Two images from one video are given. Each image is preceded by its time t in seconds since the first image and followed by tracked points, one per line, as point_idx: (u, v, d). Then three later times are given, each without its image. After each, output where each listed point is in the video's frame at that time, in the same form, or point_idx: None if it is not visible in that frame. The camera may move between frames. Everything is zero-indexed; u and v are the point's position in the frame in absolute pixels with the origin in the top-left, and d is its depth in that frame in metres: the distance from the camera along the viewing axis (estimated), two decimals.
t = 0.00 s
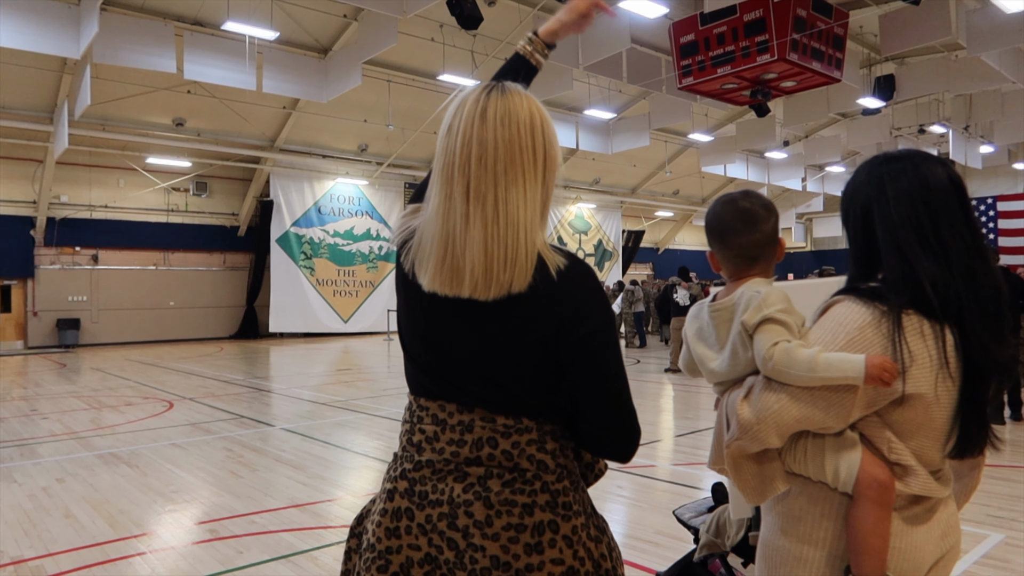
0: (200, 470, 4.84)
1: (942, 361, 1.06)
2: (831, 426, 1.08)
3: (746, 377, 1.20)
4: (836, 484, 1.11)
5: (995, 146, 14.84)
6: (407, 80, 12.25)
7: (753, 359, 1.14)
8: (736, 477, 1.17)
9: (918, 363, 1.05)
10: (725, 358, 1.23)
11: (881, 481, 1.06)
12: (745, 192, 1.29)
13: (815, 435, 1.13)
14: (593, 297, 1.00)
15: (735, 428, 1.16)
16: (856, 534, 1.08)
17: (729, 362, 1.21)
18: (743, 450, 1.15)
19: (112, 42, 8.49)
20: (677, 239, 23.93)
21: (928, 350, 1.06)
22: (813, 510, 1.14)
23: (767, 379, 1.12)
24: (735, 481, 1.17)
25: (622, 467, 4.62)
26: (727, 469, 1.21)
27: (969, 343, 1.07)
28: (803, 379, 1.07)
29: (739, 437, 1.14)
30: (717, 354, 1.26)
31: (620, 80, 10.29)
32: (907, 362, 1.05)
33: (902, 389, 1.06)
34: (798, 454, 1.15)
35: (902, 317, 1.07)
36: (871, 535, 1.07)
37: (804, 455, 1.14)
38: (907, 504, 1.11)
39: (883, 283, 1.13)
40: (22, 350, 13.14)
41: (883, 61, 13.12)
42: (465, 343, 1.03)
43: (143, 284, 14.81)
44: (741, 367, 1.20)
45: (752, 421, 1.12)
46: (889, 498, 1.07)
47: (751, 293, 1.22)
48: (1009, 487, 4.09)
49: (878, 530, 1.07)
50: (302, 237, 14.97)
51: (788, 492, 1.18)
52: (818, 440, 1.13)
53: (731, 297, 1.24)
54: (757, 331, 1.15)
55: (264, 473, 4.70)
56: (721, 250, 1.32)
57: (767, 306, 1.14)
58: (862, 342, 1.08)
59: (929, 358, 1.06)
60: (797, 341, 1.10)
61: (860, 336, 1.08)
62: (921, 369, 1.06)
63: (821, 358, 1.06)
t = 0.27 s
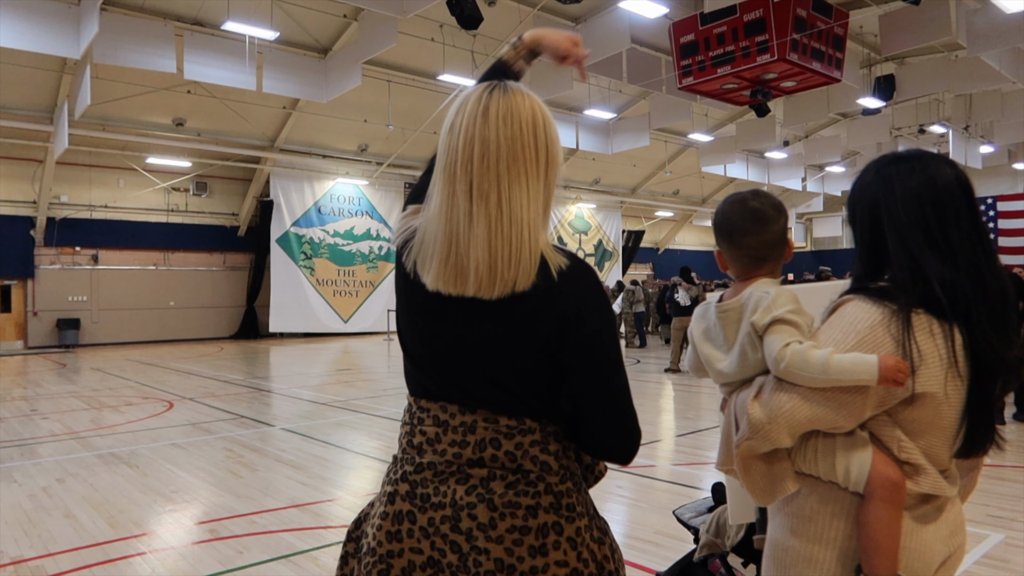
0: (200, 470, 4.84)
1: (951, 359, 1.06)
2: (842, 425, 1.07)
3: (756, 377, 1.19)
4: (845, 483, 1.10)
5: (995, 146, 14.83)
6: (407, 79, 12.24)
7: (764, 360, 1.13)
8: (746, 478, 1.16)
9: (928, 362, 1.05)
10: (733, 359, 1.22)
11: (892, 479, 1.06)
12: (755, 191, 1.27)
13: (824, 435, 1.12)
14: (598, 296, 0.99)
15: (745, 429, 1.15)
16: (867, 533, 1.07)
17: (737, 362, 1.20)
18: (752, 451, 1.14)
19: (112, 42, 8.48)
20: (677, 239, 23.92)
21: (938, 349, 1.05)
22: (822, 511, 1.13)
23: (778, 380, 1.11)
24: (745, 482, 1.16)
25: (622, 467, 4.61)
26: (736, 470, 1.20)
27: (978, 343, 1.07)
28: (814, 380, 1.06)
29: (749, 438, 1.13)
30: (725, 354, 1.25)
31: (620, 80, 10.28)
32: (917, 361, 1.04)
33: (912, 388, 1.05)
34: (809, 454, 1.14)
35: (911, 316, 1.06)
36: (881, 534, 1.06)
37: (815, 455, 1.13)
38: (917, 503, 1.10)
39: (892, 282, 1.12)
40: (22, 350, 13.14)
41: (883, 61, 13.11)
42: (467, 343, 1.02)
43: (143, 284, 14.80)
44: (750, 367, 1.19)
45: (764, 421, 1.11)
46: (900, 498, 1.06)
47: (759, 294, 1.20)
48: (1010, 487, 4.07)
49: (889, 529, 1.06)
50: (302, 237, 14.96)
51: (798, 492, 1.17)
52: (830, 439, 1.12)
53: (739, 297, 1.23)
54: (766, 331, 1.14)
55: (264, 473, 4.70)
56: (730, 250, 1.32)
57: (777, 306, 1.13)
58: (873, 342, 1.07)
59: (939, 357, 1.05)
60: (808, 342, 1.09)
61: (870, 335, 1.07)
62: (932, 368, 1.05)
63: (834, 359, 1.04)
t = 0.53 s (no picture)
0: (200, 470, 4.82)
1: (967, 358, 1.04)
2: (859, 426, 1.06)
3: (771, 379, 1.17)
4: (865, 485, 1.08)
5: (995, 146, 14.82)
6: (407, 79, 12.21)
7: (780, 361, 1.11)
8: (763, 479, 1.14)
9: (944, 361, 1.03)
10: (746, 360, 1.20)
11: (911, 480, 1.04)
12: (765, 194, 1.27)
13: (841, 435, 1.10)
14: (602, 297, 0.98)
15: (762, 431, 1.13)
16: (885, 533, 1.06)
17: (751, 365, 1.18)
18: (769, 453, 1.12)
19: (112, 42, 8.47)
20: (677, 239, 23.89)
21: (953, 348, 1.03)
22: (841, 512, 1.11)
23: (796, 382, 1.10)
24: (761, 483, 1.15)
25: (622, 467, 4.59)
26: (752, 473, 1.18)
27: (994, 342, 1.05)
28: (831, 381, 1.04)
29: (767, 439, 1.11)
30: (737, 358, 1.23)
31: (620, 80, 10.26)
32: (931, 360, 1.03)
33: (930, 387, 1.03)
34: (825, 455, 1.12)
35: (926, 315, 1.04)
36: (901, 535, 1.04)
37: (832, 456, 1.11)
38: (933, 505, 1.08)
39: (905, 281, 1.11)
40: (22, 350, 13.12)
41: (883, 61, 13.10)
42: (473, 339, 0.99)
43: (143, 284, 14.78)
44: (765, 369, 1.16)
45: (781, 422, 1.09)
46: (920, 498, 1.04)
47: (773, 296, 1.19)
48: (1011, 487, 4.05)
49: (908, 530, 1.04)
50: (302, 237, 14.94)
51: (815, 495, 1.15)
52: (846, 439, 1.10)
53: (751, 300, 1.22)
54: (782, 333, 1.12)
55: (264, 473, 4.68)
56: (738, 253, 1.31)
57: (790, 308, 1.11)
58: (889, 341, 1.05)
59: (954, 356, 1.03)
60: (825, 342, 1.07)
61: (886, 334, 1.05)
62: (948, 368, 1.03)
63: (852, 358, 1.03)
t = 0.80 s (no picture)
0: (199, 470, 4.79)
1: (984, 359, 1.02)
2: (882, 428, 1.03)
3: (789, 384, 1.13)
4: (888, 489, 1.05)
5: (995, 146, 14.79)
6: (407, 79, 12.18)
7: (798, 364, 1.08)
8: (784, 487, 1.10)
9: (964, 361, 1.01)
10: (763, 365, 1.16)
11: (934, 482, 1.02)
12: (777, 198, 1.24)
13: (862, 439, 1.07)
14: (567, 289, 0.98)
15: (783, 438, 1.09)
16: (911, 538, 1.03)
17: (768, 370, 1.15)
18: (791, 459, 1.08)
19: (112, 41, 8.44)
20: (677, 239, 23.86)
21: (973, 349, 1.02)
22: (864, 517, 1.07)
23: (815, 386, 1.06)
24: (784, 491, 1.10)
25: (622, 467, 4.56)
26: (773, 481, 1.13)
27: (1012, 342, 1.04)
28: (855, 384, 1.01)
29: (790, 445, 1.07)
30: (753, 364, 1.19)
31: (620, 79, 10.23)
32: (950, 360, 1.01)
33: (951, 387, 1.01)
34: (847, 460, 1.08)
35: (943, 317, 1.03)
36: (927, 539, 1.01)
37: (853, 460, 1.07)
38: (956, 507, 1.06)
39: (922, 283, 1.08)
40: (22, 350, 13.09)
41: (883, 61, 13.07)
42: (435, 341, 0.98)
43: (143, 284, 14.74)
44: (783, 374, 1.13)
45: (803, 427, 1.05)
46: (945, 500, 1.02)
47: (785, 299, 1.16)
48: (1012, 487, 4.03)
49: (934, 533, 1.01)
50: (302, 237, 14.90)
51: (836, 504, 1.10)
52: (868, 443, 1.07)
53: (764, 305, 1.18)
54: (799, 337, 1.08)
55: (264, 473, 4.65)
56: (751, 257, 1.28)
57: (807, 312, 1.08)
58: (908, 343, 1.03)
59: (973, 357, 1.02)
60: (845, 345, 1.04)
61: (905, 336, 1.03)
62: (968, 368, 1.01)
63: (873, 360, 1.00)
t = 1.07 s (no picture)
0: (200, 470, 4.80)
1: (993, 360, 1.03)
2: (893, 427, 1.03)
3: (798, 386, 1.14)
4: (898, 490, 1.05)
5: (995, 146, 14.79)
6: (407, 79, 12.18)
7: (808, 365, 1.08)
8: (794, 486, 1.11)
9: (973, 362, 1.02)
10: (771, 368, 1.17)
11: (946, 482, 1.02)
12: (789, 199, 1.25)
13: (871, 440, 1.08)
14: (534, 283, 0.98)
15: (796, 438, 1.09)
16: (922, 538, 1.03)
17: (776, 372, 1.16)
18: (801, 460, 1.08)
19: (112, 42, 8.44)
20: (677, 239, 23.87)
21: (981, 350, 1.02)
22: (874, 518, 1.07)
23: (826, 386, 1.07)
24: (794, 491, 1.11)
25: (622, 467, 4.57)
26: (784, 482, 1.14)
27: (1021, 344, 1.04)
28: (863, 385, 1.02)
29: (799, 447, 1.08)
30: (761, 365, 1.20)
31: (620, 80, 10.24)
32: (960, 361, 1.01)
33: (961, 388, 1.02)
34: (857, 460, 1.09)
35: (952, 318, 1.03)
36: (937, 539, 1.02)
37: (863, 461, 1.08)
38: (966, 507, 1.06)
39: (930, 283, 1.09)
40: (22, 350, 13.10)
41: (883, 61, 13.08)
42: (402, 339, 0.97)
43: (143, 284, 14.76)
44: (793, 375, 1.13)
45: (813, 430, 1.06)
46: (955, 501, 1.02)
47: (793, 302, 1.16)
48: (1011, 487, 4.03)
49: (944, 533, 1.01)
50: (302, 237, 14.89)
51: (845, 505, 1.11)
52: (878, 444, 1.07)
53: (772, 307, 1.19)
54: (809, 338, 1.09)
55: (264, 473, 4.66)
56: (760, 258, 1.28)
57: (816, 313, 1.09)
58: (917, 343, 1.03)
59: (982, 358, 1.02)
60: (855, 346, 1.04)
61: (914, 336, 1.03)
62: (976, 369, 1.02)
63: (884, 361, 1.01)
